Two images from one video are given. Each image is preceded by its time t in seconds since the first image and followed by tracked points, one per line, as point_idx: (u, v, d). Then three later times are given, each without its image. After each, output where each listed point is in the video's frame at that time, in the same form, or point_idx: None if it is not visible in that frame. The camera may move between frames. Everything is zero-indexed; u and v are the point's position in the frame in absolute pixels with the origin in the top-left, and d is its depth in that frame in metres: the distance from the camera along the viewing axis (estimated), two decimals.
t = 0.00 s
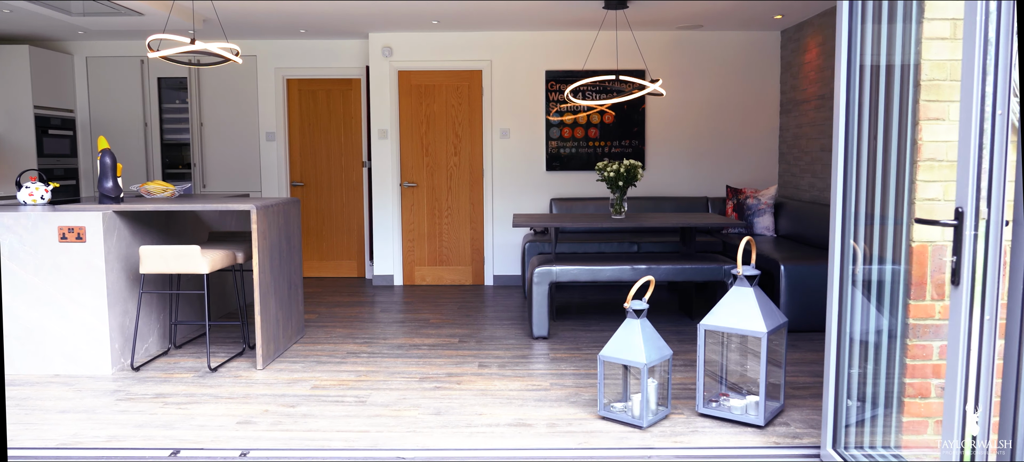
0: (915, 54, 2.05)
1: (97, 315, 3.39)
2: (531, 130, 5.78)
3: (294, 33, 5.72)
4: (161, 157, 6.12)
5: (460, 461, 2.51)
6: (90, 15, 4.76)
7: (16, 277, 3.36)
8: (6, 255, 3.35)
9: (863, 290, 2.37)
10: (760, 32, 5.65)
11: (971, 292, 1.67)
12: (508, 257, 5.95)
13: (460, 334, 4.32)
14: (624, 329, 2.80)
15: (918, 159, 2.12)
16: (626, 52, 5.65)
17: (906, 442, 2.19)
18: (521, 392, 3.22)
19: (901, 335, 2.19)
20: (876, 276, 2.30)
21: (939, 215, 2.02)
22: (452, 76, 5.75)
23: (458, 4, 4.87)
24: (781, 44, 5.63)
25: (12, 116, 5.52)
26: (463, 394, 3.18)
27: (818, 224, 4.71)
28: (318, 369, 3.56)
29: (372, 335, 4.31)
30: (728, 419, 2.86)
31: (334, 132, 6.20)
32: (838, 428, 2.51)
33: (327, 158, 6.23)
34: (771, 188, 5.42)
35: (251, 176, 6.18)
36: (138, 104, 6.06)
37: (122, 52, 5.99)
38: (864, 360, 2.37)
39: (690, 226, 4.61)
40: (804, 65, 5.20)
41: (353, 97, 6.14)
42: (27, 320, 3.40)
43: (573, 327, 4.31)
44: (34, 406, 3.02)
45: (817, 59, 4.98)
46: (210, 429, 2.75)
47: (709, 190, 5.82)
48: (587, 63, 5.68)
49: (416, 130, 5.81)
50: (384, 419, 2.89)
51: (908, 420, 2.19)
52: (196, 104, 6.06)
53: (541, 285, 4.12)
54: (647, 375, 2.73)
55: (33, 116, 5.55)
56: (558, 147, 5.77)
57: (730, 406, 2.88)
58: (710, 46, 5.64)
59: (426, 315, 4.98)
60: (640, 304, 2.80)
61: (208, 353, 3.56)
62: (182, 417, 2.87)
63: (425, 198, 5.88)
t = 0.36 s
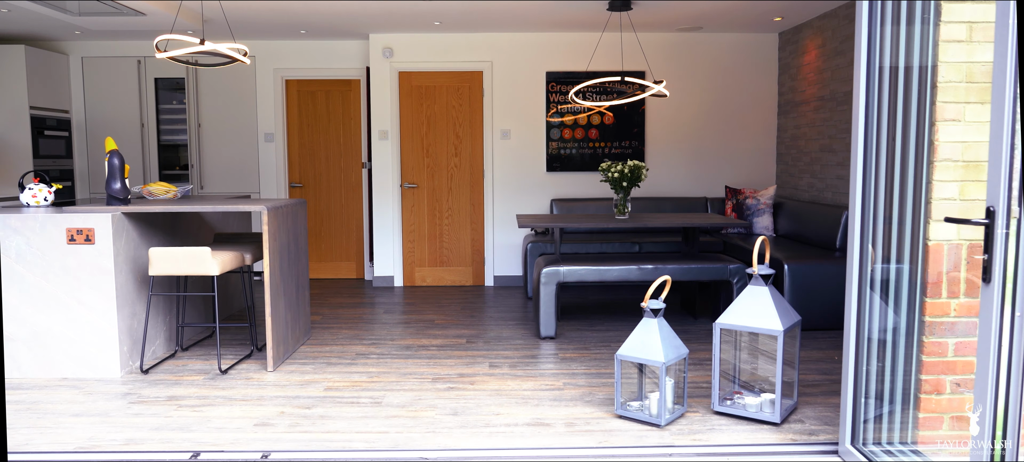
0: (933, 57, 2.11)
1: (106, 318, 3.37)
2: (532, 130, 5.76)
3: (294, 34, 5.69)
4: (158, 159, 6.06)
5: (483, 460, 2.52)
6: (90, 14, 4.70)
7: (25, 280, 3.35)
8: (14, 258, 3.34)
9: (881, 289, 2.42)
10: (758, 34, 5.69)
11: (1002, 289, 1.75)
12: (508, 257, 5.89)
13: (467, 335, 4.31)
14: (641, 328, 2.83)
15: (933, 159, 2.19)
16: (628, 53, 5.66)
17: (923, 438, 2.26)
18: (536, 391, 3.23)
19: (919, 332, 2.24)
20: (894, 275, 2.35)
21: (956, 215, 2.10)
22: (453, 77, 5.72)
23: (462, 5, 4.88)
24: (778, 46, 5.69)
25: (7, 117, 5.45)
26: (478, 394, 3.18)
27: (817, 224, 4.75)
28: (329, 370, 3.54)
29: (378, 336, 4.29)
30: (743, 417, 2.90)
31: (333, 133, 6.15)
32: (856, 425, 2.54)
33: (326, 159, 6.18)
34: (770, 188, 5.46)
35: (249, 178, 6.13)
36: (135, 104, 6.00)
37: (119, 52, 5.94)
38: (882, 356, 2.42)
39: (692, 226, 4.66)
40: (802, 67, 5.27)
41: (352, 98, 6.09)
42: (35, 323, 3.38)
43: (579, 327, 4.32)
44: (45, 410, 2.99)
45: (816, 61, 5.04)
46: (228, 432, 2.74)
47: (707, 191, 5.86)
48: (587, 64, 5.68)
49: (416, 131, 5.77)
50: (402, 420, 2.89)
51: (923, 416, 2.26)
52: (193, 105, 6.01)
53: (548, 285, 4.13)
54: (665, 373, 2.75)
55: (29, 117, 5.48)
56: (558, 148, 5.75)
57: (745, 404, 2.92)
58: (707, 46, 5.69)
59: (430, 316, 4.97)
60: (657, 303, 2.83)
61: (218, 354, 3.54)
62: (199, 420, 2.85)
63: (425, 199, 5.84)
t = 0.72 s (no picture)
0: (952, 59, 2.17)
1: (118, 319, 3.37)
2: (535, 131, 5.77)
3: (297, 34, 5.66)
4: (159, 159, 6.02)
5: (505, 460, 2.53)
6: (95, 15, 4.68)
7: (36, 282, 3.34)
8: (25, 260, 3.33)
9: (900, 287, 2.44)
10: (760, 35, 5.74)
11: None
12: (512, 258, 5.88)
13: (475, 335, 4.31)
14: (659, 328, 2.86)
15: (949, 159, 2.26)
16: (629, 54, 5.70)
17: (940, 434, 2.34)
18: (551, 391, 3.24)
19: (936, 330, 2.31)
20: (912, 274, 2.39)
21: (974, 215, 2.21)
22: (456, 78, 5.72)
23: (468, 6, 4.88)
24: (780, 47, 5.74)
25: (8, 118, 5.41)
26: (494, 394, 3.19)
27: (822, 224, 4.78)
28: (341, 371, 3.53)
29: (387, 337, 4.28)
30: (759, 415, 2.94)
31: (336, 134, 6.13)
32: (875, 422, 2.57)
33: (328, 160, 6.16)
34: (773, 188, 5.50)
35: (251, 178, 6.09)
36: (135, 105, 5.96)
37: (120, 53, 5.91)
38: (900, 354, 2.45)
39: (699, 226, 4.69)
40: (805, 68, 5.31)
41: (355, 99, 6.09)
42: (46, 325, 3.36)
43: (588, 327, 4.34)
44: (60, 412, 2.97)
45: (819, 62, 5.08)
46: (247, 433, 2.73)
47: (710, 191, 5.90)
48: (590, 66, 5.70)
49: (420, 132, 5.76)
50: (421, 420, 2.89)
51: (939, 413, 2.34)
52: (195, 106, 5.96)
53: (557, 286, 4.13)
54: (684, 372, 2.77)
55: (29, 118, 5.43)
56: (562, 149, 5.76)
57: (760, 402, 2.95)
58: (710, 48, 5.73)
59: (437, 317, 4.96)
60: (675, 302, 2.86)
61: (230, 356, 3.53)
62: (216, 421, 2.85)
63: (429, 200, 5.81)
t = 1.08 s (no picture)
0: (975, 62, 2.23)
1: (136, 320, 3.37)
2: (544, 132, 5.78)
3: (305, 35, 5.65)
4: (166, 160, 5.99)
5: (533, 459, 2.55)
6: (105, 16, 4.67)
7: (54, 283, 3.34)
8: (44, 261, 3.32)
9: (924, 285, 2.46)
10: (767, 37, 5.78)
11: None
12: (520, 258, 5.88)
13: (490, 335, 4.32)
14: (682, 328, 2.89)
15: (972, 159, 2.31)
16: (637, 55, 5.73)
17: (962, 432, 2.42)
18: (571, 391, 3.26)
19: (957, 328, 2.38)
20: (937, 272, 2.41)
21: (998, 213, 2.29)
22: (464, 79, 5.72)
23: (479, 7, 4.89)
24: (787, 48, 5.78)
25: (15, 119, 5.37)
26: (515, 394, 3.20)
27: (831, 223, 4.80)
28: (360, 371, 3.54)
29: (402, 337, 4.27)
30: (780, 413, 2.96)
31: (342, 135, 6.12)
32: (899, 419, 2.58)
33: (335, 161, 6.14)
34: (780, 189, 5.54)
35: (257, 179, 6.06)
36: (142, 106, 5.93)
37: (126, 54, 5.88)
38: (925, 351, 2.48)
39: (709, 226, 4.71)
40: (812, 69, 5.35)
41: (362, 99, 6.07)
42: (65, 326, 3.36)
43: (601, 327, 4.36)
44: (83, 413, 2.97)
45: (827, 63, 5.13)
46: (273, 433, 2.74)
47: (717, 191, 5.94)
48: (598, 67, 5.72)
49: (428, 133, 5.76)
50: (445, 420, 2.90)
51: (962, 410, 2.42)
52: (202, 107, 5.93)
53: (572, 286, 4.15)
54: (708, 371, 2.80)
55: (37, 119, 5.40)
56: (570, 149, 5.78)
57: (781, 400, 2.98)
58: (717, 49, 5.77)
59: (449, 317, 4.96)
60: (698, 301, 2.88)
61: (249, 356, 3.53)
62: (241, 422, 2.85)
63: (437, 201, 5.82)
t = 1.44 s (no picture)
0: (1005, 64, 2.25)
1: (160, 321, 3.38)
2: (555, 133, 5.80)
3: (318, 36, 5.64)
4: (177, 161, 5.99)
5: (565, 457, 2.56)
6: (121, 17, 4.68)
7: (78, 284, 3.34)
8: (67, 261, 3.33)
9: (953, 285, 2.48)
10: (777, 38, 5.82)
11: None
12: (532, 258, 5.89)
13: (507, 335, 4.33)
14: (709, 327, 2.91)
15: (999, 159, 2.34)
16: (648, 56, 5.75)
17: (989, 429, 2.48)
18: (595, 390, 3.27)
19: (983, 326, 2.43)
20: (965, 271, 2.44)
21: None
22: (476, 80, 5.73)
23: (495, 8, 4.91)
24: (797, 49, 5.82)
25: (27, 119, 5.36)
26: (540, 393, 3.22)
27: (844, 223, 4.83)
28: (382, 371, 3.55)
29: (420, 337, 4.28)
30: (805, 411, 2.99)
31: (353, 136, 6.11)
32: (928, 417, 2.58)
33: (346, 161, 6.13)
34: (791, 189, 5.57)
35: (268, 180, 6.04)
36: (153, 106, 5.92)
37: (137, 54, 5.87)
38: (954, 350, 2.49)
39: (724, 226, 4.74)
40: (824, 70, 5.39)
41: (373, 100, 6.06)
42: (88, 326, 3.37)
43: (618, 327, 4.38)
44: (111, 414, 2.98)
45: (839, 64, 5.17)
46: (303, 433, 2.76)
47: (728, 192, 5.97)
48: (610, 68, 5.74)
49: (440, 133, 5.77)
50: (473, 419, 2.92)
51: (990, 408, 2.48)
52: (213, 107, 5.92)
53: (590, 286, 4.17)
54: (735, 369, 2.83)
55: (49, 119, 5.38)
56: (581, 150, 5.80)
57: (805, 399, 3.00)
58: (727, 50, 5.80)
59: (464, 317, 4.97)
60: (724, 301, 2.91)
61: (271, 356, 3.54)
62: (270, 422, 2.86)
63: (449, 202, 5.82)
